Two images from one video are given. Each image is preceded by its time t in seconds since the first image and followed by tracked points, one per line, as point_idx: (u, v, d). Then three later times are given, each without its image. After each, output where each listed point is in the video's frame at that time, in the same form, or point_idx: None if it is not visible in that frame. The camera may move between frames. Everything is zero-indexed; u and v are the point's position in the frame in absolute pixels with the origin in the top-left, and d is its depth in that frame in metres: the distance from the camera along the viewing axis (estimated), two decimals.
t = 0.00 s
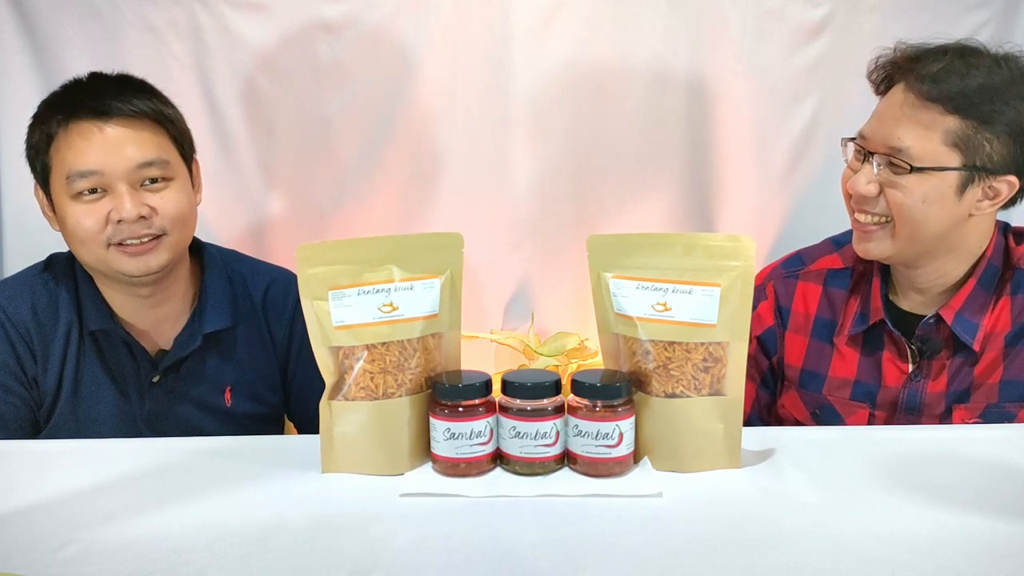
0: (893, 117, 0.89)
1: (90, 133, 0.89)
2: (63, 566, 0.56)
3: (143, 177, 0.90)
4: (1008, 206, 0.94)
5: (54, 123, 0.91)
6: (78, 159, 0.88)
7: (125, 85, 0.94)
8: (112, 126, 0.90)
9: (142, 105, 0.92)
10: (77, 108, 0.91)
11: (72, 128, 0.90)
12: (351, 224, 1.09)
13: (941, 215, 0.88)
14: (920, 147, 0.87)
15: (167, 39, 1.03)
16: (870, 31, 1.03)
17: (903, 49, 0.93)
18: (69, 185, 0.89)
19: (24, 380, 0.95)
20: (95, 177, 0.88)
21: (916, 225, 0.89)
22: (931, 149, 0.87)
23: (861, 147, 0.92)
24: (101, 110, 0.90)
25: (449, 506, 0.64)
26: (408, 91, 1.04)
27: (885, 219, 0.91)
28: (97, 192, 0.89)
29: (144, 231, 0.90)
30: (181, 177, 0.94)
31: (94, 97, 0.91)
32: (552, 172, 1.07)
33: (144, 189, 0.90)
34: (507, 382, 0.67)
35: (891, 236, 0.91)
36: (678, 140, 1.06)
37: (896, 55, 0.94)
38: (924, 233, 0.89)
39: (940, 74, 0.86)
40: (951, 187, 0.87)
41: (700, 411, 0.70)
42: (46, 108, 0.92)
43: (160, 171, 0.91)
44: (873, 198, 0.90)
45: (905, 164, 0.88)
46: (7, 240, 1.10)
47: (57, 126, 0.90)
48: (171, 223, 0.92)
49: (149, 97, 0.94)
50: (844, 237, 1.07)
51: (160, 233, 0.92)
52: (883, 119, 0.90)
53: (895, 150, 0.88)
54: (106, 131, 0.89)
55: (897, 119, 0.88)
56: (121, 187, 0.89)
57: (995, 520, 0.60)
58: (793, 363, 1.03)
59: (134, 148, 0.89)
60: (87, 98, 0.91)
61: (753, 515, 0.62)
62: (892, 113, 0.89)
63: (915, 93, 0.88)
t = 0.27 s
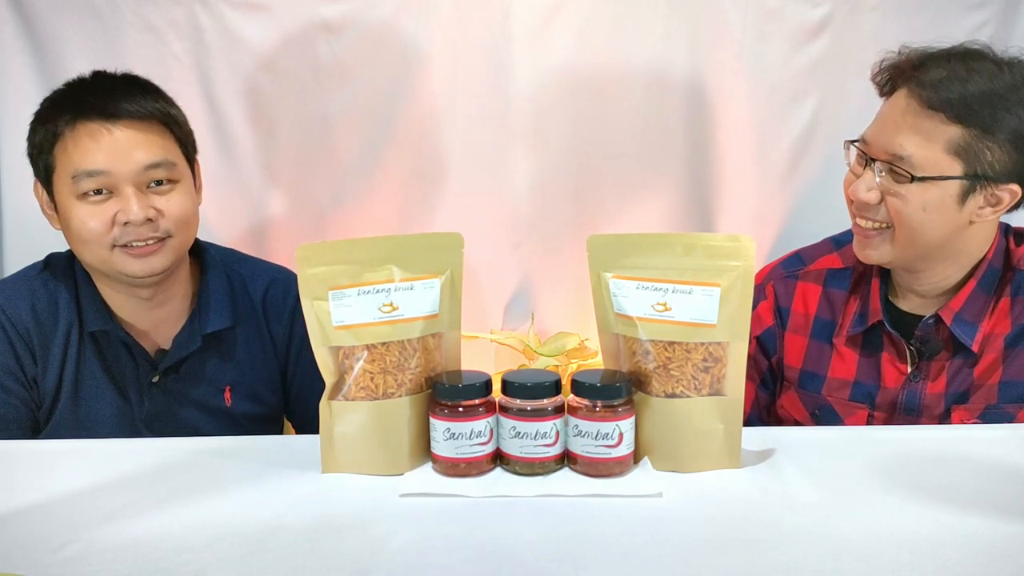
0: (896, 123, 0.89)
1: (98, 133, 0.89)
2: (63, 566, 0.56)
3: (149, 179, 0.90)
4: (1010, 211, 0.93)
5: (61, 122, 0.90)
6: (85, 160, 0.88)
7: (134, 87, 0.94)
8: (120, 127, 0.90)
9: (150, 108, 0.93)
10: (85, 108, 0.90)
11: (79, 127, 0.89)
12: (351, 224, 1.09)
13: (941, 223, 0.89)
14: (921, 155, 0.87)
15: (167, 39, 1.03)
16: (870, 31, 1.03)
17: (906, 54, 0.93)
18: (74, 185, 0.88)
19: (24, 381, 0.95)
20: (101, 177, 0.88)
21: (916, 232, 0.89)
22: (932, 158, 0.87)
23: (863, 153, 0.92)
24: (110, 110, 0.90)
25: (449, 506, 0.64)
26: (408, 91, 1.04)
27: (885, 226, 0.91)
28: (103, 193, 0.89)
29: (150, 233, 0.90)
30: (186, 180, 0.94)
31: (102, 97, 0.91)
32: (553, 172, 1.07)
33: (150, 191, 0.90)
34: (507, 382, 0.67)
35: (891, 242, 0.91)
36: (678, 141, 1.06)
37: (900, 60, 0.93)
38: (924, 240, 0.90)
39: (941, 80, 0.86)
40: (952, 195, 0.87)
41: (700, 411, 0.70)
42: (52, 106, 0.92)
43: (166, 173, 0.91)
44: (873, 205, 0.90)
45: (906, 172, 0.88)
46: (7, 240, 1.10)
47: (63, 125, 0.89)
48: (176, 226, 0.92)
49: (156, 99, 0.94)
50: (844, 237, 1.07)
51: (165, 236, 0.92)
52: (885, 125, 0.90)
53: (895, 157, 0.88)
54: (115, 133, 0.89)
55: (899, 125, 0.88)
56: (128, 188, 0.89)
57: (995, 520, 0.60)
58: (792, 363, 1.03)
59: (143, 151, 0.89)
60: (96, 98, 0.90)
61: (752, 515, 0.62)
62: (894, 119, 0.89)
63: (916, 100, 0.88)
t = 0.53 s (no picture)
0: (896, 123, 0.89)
1: (108, 137, 0.89)
2: (63, 566, 0.56)
3: (156, 186, 0.90)
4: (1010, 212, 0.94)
5: (70, 122, 0.90)
6: (94, 162, 0.88)
7: (145, 92, 0.94)
8: (130, 133, 0.90)
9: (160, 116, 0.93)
10: (96, 111, 0.90)
11: (89, 129, 0.89)
12: (351, 224, 1.09)
13: (941, 224, 0.89)
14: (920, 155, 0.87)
15: (167, 39, 1.03)
16: (870, 31, 1.03)
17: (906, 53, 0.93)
18: (80, 186, 0.88)
19: (17, 380, 0.95)
20: (110, 181, 0.88)
21: (916, 233, 0.89)
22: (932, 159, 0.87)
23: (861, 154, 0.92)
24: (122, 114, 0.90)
25: (449, 505, 0.64)
26: (407, 91, 1.04)
27: (885, 226, 0.91)
28: (109, 196, 0.88)
29: (152, 240, 0.90)
30: (189, 189, 0.94)
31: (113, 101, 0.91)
32: (552, 172, 1.07)
33: (156, 198, 0.91)
34: (507, 382, 0.67)
35: (892, 244, 0.91)
36: (678, 141, 1.06)
37: (899, 61, 0.94)
38: (924, 241, 0.90)
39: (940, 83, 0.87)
40: (952, 195, 0.87)
41: (700, 411, 0.70)
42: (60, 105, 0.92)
43: (173, 181, 0.91)
44: (873, 205, 0.90)
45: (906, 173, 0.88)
46: (7, 240, 1.10)
47: (73, 125, 0.89)
48: (177, 235, 0.93)
49: (164, 106, 0.94)
50: (843, 237, 1.07)
51: (166, 245, 0.92)
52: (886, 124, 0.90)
53: (895, 157, 0.88)
54: (125, 137, 0.89)
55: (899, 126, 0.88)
56: (134, 194, 0.89)
57: (995, 519, 0.60)
58: (791, 363, 1.03)
59: (153, 157, 0.90)
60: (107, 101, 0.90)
61: (752, 515, 0.62)
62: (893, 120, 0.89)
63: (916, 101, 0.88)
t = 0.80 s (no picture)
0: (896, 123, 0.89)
1: (123, 133, 0.89)
2: (64, 566, 0.56)
3: (170, 183, 0.91)
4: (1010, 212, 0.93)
5: (83, 119, 0.91)
6: (108, 158, 0.88)
7: (158, 90, 0.95)
8: (145, 130, 0.90)
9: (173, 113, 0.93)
10: (109, 108, 0.91)
11: (103, 127, 0.90)
12: (351, 224, 1.09)
13: (941, 224, 0.89)
14: (919, 156, 0.87)
15: (167, 39, 1.03)
16: (870, 31, 1.03)
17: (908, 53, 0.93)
18: (94, 182, 0.88)
19: (20, 381, 0.95)
20: (124, 177, 0.88)
21: (916, 234, 0.89)
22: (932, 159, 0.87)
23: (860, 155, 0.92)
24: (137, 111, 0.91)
25: (449, 505, 0.64)
26: (407, 91, 1.04)
27: (885, 227, 0.91)
28: (123, 192, 0.89)
29: (166, 236, 0.91)
30: (200, 187, 0.95)
31: (126, 99, 0.92)
32: (553, 172, 1.07)
33: (169, 194, 0.91)
34: (507, 382, 0.67)
35: (892, 245, 0.91)
36: (678, 140, 1.06)
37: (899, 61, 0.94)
38: (925, 241, 0.90)
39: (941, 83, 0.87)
40: (951, 195, 0.88)
41: (700, 411, 0.70)
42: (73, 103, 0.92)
43: (186, 178, 0.92)
44: (874, 206, 0.90)
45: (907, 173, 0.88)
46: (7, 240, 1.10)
47: (87, 122, 0.90)
48: (190, 232, 0.93)
49: (177, 104, 0.95)
50: (842, 237, 1.07)
51: (179, 241, 0.92)
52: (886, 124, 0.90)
53: (895, 158, 0.88)
54: (138, 133, 0.90)
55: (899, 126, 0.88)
56: (147, 190, 0.89)
57: (995, 520, 0.60)
58: (791, 363, 1.03)
59: (166, 154, 0.90)
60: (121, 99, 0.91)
61: (752, 515, 0.62)
62: (893, 120, 0.89)
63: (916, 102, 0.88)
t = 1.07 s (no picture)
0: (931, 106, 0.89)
1: (135, 140, 0.89)
2: (64, 566, 0.56)
3: (179, 193, 0.91)
4: None
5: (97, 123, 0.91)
6: (120, 165, 0.88)
7: (173, 97, 0.95)
8: (156, 139, 0.90)
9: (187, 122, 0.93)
10: (122, 115, 0.91)
11: (115, 133, 0.90)
12: (351, 224, 1.10)
13: (997, 202, 0.90)
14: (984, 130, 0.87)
15: (167, 39, 1.03)
16: (870, 31, 1.03)
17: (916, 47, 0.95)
18: (104, 188, 0.89)
19: (23, 383, 0.95)
20: (134, 185, 0.89)
21: (977, 210, 0.89)
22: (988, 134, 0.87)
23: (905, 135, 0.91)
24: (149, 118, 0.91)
25: (449, 505, 0.64)
26: (407, 91, 1.04)
27: (946, 207, 0.89)
28: (132, 200, 0.89)
29: (174, 245, 0.91)
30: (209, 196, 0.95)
31: (139, 105, 0.92)
32: (553, 172, 1.07)
33: (177, 204, 0.91)
34: (507, 382, 0.67)
35: (951, 224, 0.90)
36: (678, 141, 1.06)
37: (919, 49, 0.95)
38: (980, 218, 0.90)
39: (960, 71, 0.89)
40: (1004, 172, 0.88)
41: (700, 411, 0.70)
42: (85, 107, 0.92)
43: (195, 188, 0.92)
44: (938, 185, 0.88)
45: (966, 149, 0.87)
46: (7, 241, 1.10)
47: (100, 128, 0.90)
48: (197, 241, 0.93)
49: (190, 112, 0.94)
50: (840, 233, 1.07)
51: (186, 250, 0.93)
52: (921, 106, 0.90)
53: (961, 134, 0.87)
54: (150, 141, 0.90)
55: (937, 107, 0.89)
56: (157, 199, 0.90)
57: (995, 520, 0.60)
58: (790, 360, 1.03)
59: (178, 164, 0.90)
60: (135, 106, 0.91)
61: (752, 515, 0.62)
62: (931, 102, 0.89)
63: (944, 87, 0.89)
